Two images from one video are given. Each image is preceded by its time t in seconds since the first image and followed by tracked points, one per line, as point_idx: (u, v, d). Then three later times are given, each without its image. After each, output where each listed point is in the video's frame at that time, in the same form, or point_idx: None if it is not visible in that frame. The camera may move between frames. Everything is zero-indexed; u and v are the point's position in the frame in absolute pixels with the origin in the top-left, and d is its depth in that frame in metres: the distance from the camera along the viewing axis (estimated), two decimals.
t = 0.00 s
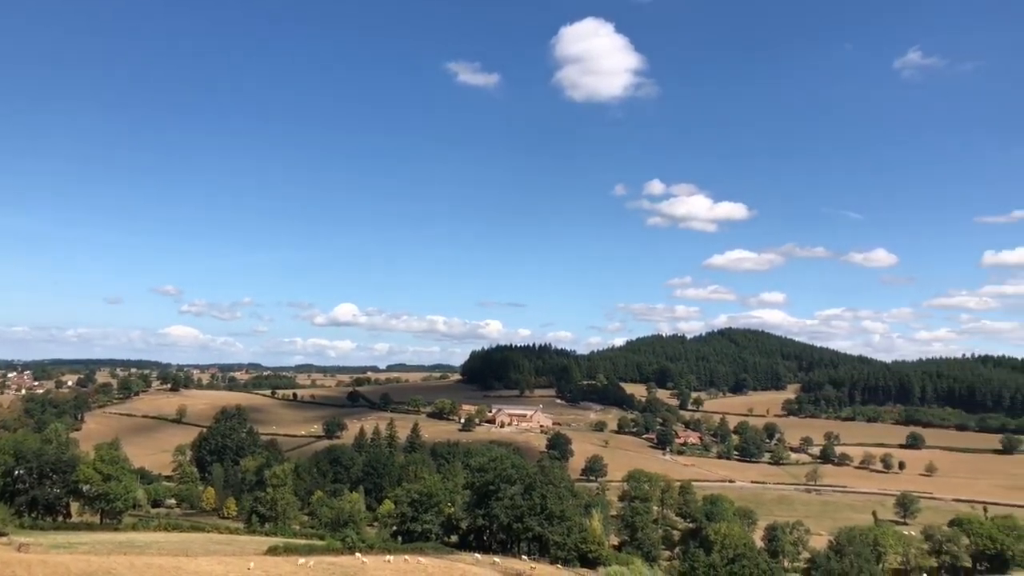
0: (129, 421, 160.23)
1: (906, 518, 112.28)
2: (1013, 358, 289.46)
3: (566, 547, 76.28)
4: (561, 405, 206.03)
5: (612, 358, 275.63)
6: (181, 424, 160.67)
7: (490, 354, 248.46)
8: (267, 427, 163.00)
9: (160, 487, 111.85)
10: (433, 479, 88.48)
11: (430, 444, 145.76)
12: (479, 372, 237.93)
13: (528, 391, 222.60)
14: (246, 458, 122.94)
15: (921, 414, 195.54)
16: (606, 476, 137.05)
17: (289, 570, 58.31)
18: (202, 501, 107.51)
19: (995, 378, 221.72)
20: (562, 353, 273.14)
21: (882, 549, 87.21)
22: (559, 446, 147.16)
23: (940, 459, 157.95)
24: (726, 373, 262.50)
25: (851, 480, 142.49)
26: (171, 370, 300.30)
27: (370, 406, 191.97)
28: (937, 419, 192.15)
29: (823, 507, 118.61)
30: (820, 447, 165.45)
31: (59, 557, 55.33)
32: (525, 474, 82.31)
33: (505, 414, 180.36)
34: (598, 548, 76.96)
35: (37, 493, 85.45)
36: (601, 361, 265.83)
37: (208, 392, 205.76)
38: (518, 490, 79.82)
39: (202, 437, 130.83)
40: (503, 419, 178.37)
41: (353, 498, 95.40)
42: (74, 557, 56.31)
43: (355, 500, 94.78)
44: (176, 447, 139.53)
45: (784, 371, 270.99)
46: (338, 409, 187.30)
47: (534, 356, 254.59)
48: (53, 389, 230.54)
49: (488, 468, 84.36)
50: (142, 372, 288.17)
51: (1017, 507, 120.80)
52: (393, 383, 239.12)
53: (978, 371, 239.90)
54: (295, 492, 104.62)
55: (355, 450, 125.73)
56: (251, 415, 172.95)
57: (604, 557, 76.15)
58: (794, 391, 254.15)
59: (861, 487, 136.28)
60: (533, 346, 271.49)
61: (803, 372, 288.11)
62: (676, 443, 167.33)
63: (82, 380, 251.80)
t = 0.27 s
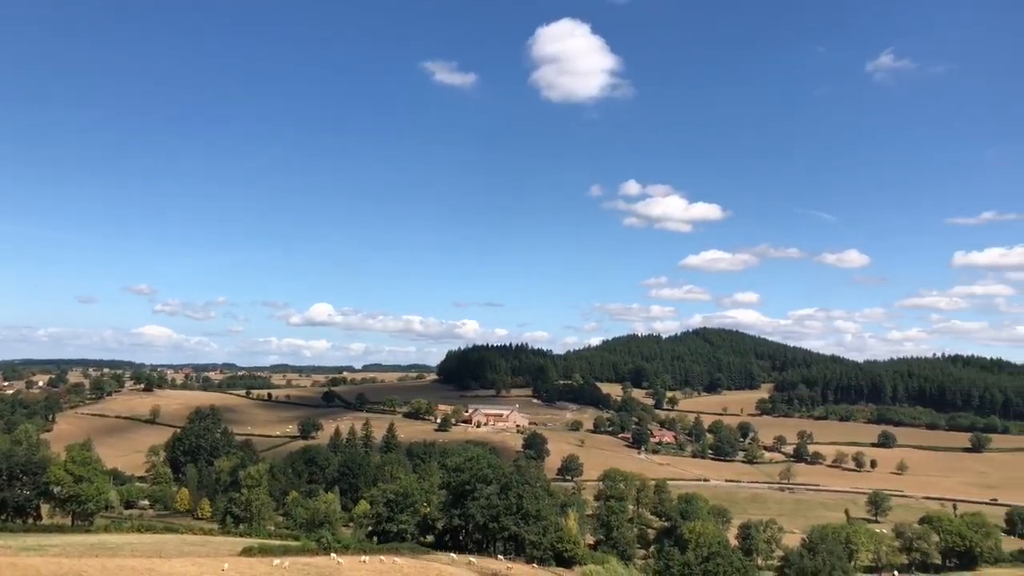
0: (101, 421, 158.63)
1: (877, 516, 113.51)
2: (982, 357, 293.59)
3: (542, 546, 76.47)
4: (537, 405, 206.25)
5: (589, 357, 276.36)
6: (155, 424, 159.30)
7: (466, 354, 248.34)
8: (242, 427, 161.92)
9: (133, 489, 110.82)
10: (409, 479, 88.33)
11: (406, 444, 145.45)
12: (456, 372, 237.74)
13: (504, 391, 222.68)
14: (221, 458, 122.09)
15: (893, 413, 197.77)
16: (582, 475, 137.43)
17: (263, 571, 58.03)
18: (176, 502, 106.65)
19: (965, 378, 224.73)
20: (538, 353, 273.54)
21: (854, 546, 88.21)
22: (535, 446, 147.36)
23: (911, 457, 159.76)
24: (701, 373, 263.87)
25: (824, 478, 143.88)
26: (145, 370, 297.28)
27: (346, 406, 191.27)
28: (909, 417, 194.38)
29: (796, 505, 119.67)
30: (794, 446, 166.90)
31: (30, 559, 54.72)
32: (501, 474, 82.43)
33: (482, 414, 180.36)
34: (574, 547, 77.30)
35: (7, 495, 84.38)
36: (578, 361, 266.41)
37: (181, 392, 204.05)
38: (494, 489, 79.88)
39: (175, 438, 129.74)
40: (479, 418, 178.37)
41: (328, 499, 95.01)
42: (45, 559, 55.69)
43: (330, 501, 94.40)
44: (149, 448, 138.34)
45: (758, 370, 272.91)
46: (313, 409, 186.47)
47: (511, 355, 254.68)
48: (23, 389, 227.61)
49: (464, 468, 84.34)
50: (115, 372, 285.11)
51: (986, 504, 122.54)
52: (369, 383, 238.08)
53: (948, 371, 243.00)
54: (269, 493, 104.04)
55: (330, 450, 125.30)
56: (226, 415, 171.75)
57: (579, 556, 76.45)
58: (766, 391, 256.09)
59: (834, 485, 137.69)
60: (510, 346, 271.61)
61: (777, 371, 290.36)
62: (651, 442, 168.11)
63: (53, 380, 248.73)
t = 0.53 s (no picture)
0: (73, 422, 156.75)
1: (851, 514, 114.58)
2: (953, 357, 297.22)
3: (518, 546, 76.53)
4: (513, 405, 206.24)
5: (565, 357, 276.77)
6: (127, 425, 157.67)
7: (443, 354, 247.88)
8: (216, 428, 160.66)
9: (105, 491, 109.60)
10: (385, 480, 88.05)
11: (382, 445, 144.96)
12: (432, 372, 237.17)
13: (481, 391, 222.45)
14: (194, 460, 121.04)
15: (866, 413, 199.67)
16: (558, 476, 137.53)
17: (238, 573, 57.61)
18: (149, 504, 105.58)
19: (936, 378, 227.36)
20: (515, 353, 273.60)
21: (827, 545, 89.14)
22: (511, 446, 147.35)
23: (884, 456, 161.39)
24: (676, 373, 264.99)
25: (798, 477, 144.96)
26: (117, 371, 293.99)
27: (321, 407, 190.34)
28: (881, 417, 196.36)
29: (770, 504, 120.55)
30: (768, 446, 168.03)
31: None
32: (477, 474, 82.41)
33: (458, 415, 180.13)
34: (550, 547, 77.48)
35: None
36: (554, 361, 266.71)
37: (155, 392, 202.11)
38: (471, 490, 79.82)
39: (148, 439, 128.47)
40: (455, 419, 178.17)
41: (303, 500, 94.45)
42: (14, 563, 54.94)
43: (305, 502, 93.85)
44: (122, 449, 136.89)
45: (733, 370, 274.49)
46: (289, 409, 185.40)
47: (487, 356, 254.49)
48: None
49: (441, 468, 84.19)
50: (86, 373, 281.71)
51: (957, 502, 124.10)
52: (344, 384, 236.91)
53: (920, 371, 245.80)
54: (244, 494, 103.29)
55: (306, 451, 124.66)
56: (200, 416, 170.34)
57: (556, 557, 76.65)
58: (741, 391, 257.87)
59: (808, 484, 138.81)
60: (486, 346, 271.40)
61: (752, 372, 292.21)
62: (627, 442, 168.67)
63: (23, 381, 245.35)
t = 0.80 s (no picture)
0: (43, 424, 154.80)
1: (824, 514, 115.58)
2: (924, 358, 300.91)
3: (494, 547, 76.53)
4: (489, 406, 206.24)
5: (541, 358, 277.25)
6: (99, 427, 155.93)
7: (418, 355, 247.49)
8: (189, 430, 159.38)
9: (76, 493, 108.32)
10: (361, 481, 87.71)
11: (357, 446, 144.41)
12: (407, 374, 236.66)
13: (457, 392, 222.30)
14: (167, 461, 119.98)
15: (839, 413, 201.57)
16: (534, 476, 137.70)
17: None
18: (121, 506, 104.50)
19: (907, 378, 229.95)
20: (491, 354, 273.65)
21: (800, 544, 90.06)
22: (487, 446, 147.34)
23: (856, 456, 163.01)
24: (651, 373, 266.22)
25: (772, 477, 146.09)
26: (89, 372, 290.75)
27: (296, 408, 189.47)
28: (853, 416, 198.34)
29: (745, 504, 121.39)
30: (743, 445, 169.28)
31: None
32: (453, 475, 82.37)
33: (434, 416, 179.91)
34: (526, 547, 77.68)
35: None
36: (530, 362, 267.11)
37: (127, 393, 200.09)
38: (446, 491, 79.67)
39: (120, 441, 127.18)
40: (431, 420, 177.92)
41: (278, 502, 93.85)
42: None
43: (280, 504, 93.27)
44: (93, 451, 135.38)
45: (707, 370, 276.32)
46: (263, 411, 184.33)
47: (463, 356, 254.41)
48: None
49: (416, 469, 84.06)
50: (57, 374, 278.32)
51: (928, 501, 125.58)
52: (320, 385, 236.02)
53: (891, 371, 248.57)
54: (218, 496, 102.49)
55: (281, 453, 123.97)
56: (173, 417, 168.89)
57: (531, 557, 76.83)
58: (715, 391, 259.69)
59: (781, 484, 139.92)
60: (462, 347, 271.30)
61: (726, 372, 294.26)
62: (603, 442, 169.15)
63: None
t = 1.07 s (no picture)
0: (13, 425, 152.82)
1: (797, 513, 116.44)
2: (897, 359, 304.07)
3: (470, 548, 76.45)
4: (465, 406, 206.07)
5: (518, 358, 277.42)
6: (70, 428, 154.18)
7: (394, 356, 246.84)
8: (162, 431, 157.98)
9: (46, 495, 107.02)
10: (336, 483, 87.31)
11: (332, 447, 143.73)
12: (383, 374, 235.89)
13: (434, 393, 221.96)
14: (139, 463, 118.81)
15: (812, 413, 203.18)
16: (510, 476, 137.78)
17: None
18: (92, 508, 103.37)
19: (879, 378, 232.11)
20: (467, 354, 273.51)
21: (774, 543, 90.67)
22: (463, 447, 147.20)
23: (829, 456, 164.44)
24: (627, 373, 267.15)
25: (746, 477, 147.03)
26: (60, 372, 287.44)
27: (271, 409, 188.36)
28: (827, 417, 200.06)
29: (719, 503, 122.11)
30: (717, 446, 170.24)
31: None
32: (429, 476, 82.22)
33: (410, 416, 179.47)
34: (502, 548, 77.72)
35: None
36: (507, 362, 267.19)
37: (99, 394, 198.06)
38: (422, 492, 79.44)
39: (92, 442, 125.80)
40: (407, 421, 177.44)
41: (252, 503, 93.23)
42: None
43: (254, 505, 92.65)
44: (64, 453, 133.82)
45: (683, 371, 277.75)
46: (238, 411, 183.07)
47: (439, 357, 254.09)
48: None
49: (392, 470, 83.83)
50: (27, 374, 274.86)
51: (900, 500, 126.87)
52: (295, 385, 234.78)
53: (864, 371, 251.07)
54: (191, 498, 101.65)
55: (255, 454, 123.17)
56: (146, 418, 167.31)
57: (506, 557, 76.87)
58: (691, 391, 260.99)
59: (755, 484, 140.84)
60: (438, 348, 270.93)
61: (702, 372, 295.92)
62: (579, 443, 169.44)
63: None
